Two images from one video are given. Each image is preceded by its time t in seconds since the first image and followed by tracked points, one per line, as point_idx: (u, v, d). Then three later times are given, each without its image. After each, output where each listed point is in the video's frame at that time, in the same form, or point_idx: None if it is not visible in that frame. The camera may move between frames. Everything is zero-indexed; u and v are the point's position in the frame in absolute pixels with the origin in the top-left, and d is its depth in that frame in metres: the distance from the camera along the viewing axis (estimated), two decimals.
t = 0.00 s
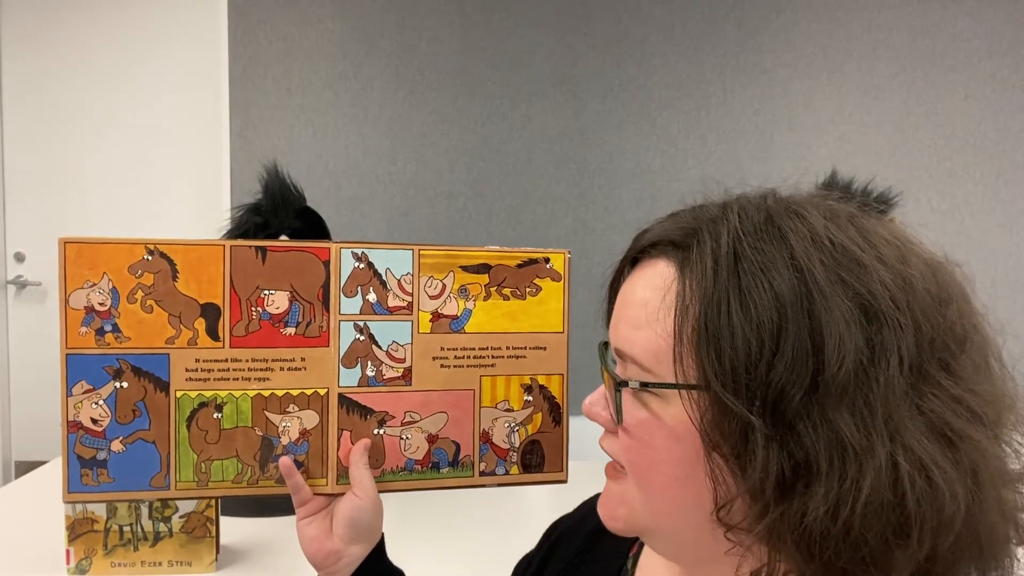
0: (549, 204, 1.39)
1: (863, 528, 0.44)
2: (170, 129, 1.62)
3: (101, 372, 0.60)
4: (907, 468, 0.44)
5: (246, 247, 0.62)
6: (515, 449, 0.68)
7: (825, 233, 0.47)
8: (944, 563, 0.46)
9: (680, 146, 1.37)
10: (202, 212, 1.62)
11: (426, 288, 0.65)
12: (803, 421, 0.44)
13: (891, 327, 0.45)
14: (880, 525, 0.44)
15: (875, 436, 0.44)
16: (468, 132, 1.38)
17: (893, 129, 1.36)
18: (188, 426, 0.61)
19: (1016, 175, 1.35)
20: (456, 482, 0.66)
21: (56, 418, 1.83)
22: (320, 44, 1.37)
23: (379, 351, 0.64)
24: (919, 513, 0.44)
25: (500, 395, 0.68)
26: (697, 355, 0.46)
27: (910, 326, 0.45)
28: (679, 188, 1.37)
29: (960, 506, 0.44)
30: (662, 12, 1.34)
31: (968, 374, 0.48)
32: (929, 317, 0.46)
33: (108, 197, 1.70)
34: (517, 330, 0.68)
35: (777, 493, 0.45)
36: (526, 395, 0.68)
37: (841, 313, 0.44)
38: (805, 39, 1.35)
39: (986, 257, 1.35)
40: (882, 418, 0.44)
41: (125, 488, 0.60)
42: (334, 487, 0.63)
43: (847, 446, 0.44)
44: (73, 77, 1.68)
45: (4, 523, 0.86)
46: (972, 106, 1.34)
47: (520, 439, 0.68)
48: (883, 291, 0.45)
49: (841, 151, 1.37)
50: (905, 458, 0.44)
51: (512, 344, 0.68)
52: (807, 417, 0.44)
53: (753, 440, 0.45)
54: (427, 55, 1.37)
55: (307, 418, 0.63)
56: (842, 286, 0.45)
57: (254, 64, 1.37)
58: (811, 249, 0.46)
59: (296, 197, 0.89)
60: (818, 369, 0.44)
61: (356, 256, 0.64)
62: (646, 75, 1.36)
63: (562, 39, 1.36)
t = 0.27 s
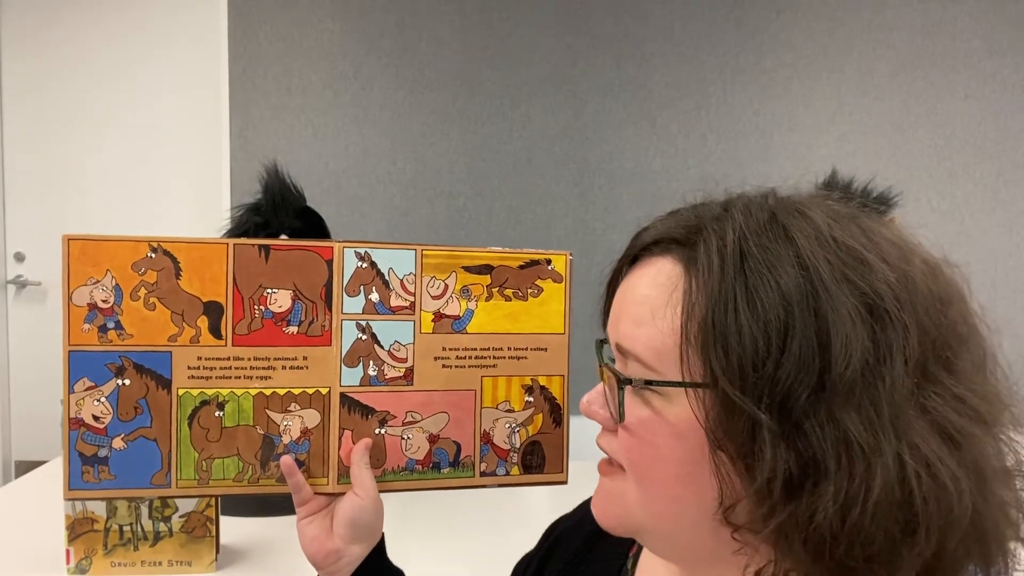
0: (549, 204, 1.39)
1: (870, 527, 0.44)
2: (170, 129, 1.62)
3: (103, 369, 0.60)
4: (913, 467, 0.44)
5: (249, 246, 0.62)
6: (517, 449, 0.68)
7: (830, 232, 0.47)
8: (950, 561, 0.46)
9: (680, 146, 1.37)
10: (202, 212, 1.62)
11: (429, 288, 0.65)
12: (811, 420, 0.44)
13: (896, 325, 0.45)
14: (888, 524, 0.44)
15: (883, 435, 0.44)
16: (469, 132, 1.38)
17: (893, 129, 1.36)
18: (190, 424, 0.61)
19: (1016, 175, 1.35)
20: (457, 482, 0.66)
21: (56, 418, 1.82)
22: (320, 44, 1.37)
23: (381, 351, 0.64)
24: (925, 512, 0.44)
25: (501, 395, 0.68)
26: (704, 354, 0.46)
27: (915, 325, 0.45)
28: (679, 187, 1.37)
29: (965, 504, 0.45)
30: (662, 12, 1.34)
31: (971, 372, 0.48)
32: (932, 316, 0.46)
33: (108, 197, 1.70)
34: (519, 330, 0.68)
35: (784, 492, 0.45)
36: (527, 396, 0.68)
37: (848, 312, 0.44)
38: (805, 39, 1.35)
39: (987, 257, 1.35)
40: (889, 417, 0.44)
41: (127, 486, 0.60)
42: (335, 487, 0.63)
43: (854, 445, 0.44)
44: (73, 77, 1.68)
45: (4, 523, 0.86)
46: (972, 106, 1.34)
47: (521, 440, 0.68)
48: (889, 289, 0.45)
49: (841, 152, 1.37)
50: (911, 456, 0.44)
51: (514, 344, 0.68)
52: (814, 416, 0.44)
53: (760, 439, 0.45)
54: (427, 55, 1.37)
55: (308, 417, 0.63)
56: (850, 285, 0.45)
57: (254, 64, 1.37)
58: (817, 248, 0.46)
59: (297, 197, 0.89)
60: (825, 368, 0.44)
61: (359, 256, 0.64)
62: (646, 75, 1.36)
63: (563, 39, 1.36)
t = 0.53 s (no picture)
0: (549, 204, 1.39)
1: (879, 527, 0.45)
2: (170, 129, 1.62)
3: (102, 371, 0.60)
4: (921, 468, 0.45)
5: (248, 248, 0.62)
6: (516, 451, 0.68)
7: (842, 233, 0.47)
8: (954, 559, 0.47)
9: (680, 146, 1.37)
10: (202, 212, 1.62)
11: (428, 289, 0.65)
12: (825, 424, 0.44)
13: (908, 328, 0.45)
14: (897, 524, 0.45)
15: (895, 438, 0.44)
16: (468, 132, 1.38)
17: (893, 129, 1.36)
18: (189, 427, 0.61)
19: (1016, 175, 1.35)
20: (456, 484, 0.66)
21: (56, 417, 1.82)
22: (320, 44, 1.37)
23: (380, 353, 0.64)
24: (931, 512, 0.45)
25: (500, 397, 0.68)
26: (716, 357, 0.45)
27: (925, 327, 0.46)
28: (679, 188, 1.37)
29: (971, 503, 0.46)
30: (662, 12, 1.34)
31: (977, 372, 0.49)
32: (941, 317, 0.47)
33: (108, 197, 1.70)
34: (518, 332, 0.68)
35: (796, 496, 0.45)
36: (527, 397, 0.68)
37: (859, 314, 0.44)
38: (805, 39, 1.35)
39: (987, 257, 1.35)
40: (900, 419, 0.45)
41: (126, 488, 0.60)
42: (334, 489, 0.63)
43: (865, 448, 0.44)
44: (73, 77, 1.68)
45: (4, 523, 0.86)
46: (972, 106, 1.34)
47: (521, 441, 0.68)
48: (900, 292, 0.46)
49: (841, 152, 1.37)
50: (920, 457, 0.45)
51: (513, 346, 0.68)
52: (829, 420, 0.44)
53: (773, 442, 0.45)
54: (427, 55, 1.37)
55: (308, 419, 0.63)
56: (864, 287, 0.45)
57: (254, 64, 1.37)
58: (828, 249, 0.46)
59: (297, 197, 0.89)
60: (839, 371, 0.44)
61: (358, 258, 0.64)
62: (646, 75, 1.36)
63: (562, 39, 1.36)
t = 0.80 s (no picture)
0: (549, 204, 1.39)
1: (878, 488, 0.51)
2: (170, 129, 1.62)
3: (99, 367, 0.60)
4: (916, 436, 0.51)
5: (245, 243, 0.62)
6: (514, 447, 0.68)
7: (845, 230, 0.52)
8: (942, 516, 0.53)
9: (679, 146, 1.37)
10: (202, 212, 1.62)
11: (426, 284, 0.65)
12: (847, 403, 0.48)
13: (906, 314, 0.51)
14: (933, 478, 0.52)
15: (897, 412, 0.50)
16: (468, 132, 1.38)
17: (893, 129, 1.35)
18: (186, 423, 0.61)
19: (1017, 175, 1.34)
20: (455, 481, 0.66)
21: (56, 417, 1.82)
22: (320, 44, 1.37)
23: (377, 348, 0.64)
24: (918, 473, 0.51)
25: (498, 393, 0.68)
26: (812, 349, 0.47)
27: (916, 313, 0.52)
28: (679, 187, 1.37)
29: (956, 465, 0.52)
30: (662, 12, 1.35)
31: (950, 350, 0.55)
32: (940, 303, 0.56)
33: (108, 197, 1.70)
34: (516, 327, 0.68)
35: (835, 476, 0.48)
36: (524, 393, 0.68)
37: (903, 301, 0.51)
38: (804, 38, 1.35)
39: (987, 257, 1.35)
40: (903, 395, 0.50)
41: (123, 485, 0.60)
42: (332, 486, 0.63)
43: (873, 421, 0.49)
44: (74, 77, 1.68)
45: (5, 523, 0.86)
46: (972, 105, 1.34)
47: (518, 437, 0.68)
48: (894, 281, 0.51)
49: (841, 151, 1.36)
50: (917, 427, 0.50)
51: (511, 341, 0.68)
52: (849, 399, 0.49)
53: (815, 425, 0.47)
54: (427, 55, 1.37)
55: (305, 415, 0.63)
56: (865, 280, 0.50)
57: (253, 64, 1.37)
58: (875, 245, 0.52)
59: (296, 197, 0.89)
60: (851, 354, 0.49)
61: (356, 253, 0.64)
62: (646, 74, 1.36)
63: (562, 39, 1.36)
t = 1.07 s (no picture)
0: (549, 204, 1.39)
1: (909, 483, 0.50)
2: (171, 129, 1.62)
3: (97, 366, 0.59)
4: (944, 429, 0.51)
5: (247, 243, 0.62)
6: (513, 451, 0.68)
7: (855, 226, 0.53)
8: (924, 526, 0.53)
9: (680, 146, 1.37)
10: (202, 212, 1.62)
11: (428, 287, 0.65)
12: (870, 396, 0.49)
13: (919, 308, 0.51)
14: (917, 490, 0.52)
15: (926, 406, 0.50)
16: (468, 132, 1.38)
17: (893, 129, 1.35)
18: (185, 423, 0.61)
19: (1017, 175, 1.35)
20: (455, 484, 0.66)
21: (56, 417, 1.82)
22: (320, 44, 1.37)
23: (379, 350, 0.64)
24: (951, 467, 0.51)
25: (498, 396, 0.68)
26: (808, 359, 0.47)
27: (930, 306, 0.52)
28: (679, 187, 1.37)
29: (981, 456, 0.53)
30: (662, 12, 1.35)
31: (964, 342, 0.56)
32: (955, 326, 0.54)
33: (108, 196, 1.70)
34: (517, 331, 0.68)
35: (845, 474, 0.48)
36: (524, 396, 0.68)
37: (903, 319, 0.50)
38: (804, 38, 1.35)
39: (987, 257, 1.35)
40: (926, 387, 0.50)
41: (118, 485, 0.60)
42: (331, 488, 0.63)
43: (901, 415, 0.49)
44: (74, 77, 1.68)
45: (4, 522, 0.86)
46: (972, 106, 1.34)
47: (518, 441, 0.68)
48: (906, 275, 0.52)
49: (841, 152, 1.36)
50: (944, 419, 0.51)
51: (512, 345, 0.68)
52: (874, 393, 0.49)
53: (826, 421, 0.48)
54: (427, 55, 1.37)
55: (305, 416, 0.63)
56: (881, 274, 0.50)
57: (254, 63, 1.37)
58: (881, 261, 0.51)
59: (296, 197, 0.89)
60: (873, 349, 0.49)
61: (359, 255, 0.64)
62: (646, 74, 1.36)
63: (562, 39, 1.36)
